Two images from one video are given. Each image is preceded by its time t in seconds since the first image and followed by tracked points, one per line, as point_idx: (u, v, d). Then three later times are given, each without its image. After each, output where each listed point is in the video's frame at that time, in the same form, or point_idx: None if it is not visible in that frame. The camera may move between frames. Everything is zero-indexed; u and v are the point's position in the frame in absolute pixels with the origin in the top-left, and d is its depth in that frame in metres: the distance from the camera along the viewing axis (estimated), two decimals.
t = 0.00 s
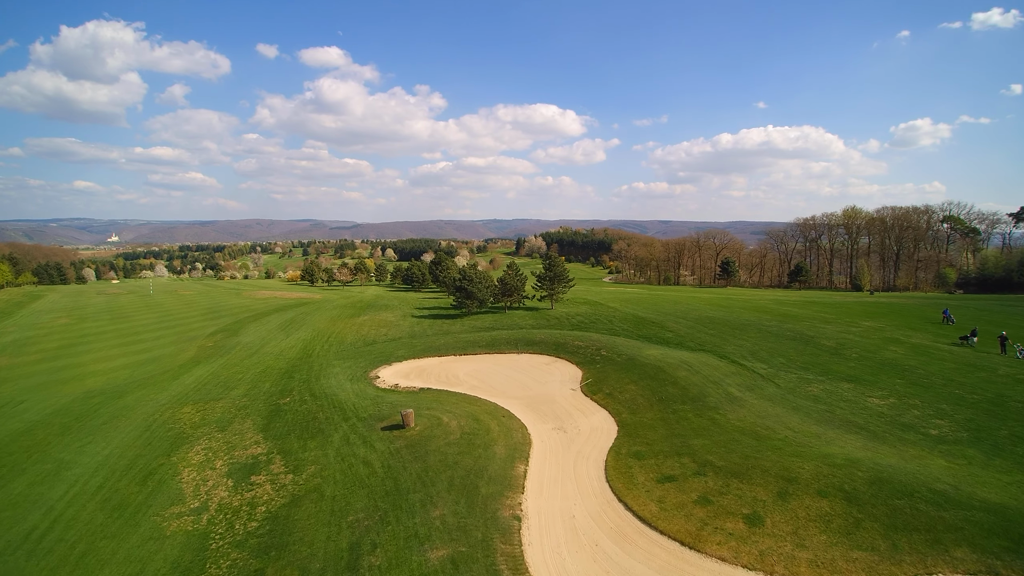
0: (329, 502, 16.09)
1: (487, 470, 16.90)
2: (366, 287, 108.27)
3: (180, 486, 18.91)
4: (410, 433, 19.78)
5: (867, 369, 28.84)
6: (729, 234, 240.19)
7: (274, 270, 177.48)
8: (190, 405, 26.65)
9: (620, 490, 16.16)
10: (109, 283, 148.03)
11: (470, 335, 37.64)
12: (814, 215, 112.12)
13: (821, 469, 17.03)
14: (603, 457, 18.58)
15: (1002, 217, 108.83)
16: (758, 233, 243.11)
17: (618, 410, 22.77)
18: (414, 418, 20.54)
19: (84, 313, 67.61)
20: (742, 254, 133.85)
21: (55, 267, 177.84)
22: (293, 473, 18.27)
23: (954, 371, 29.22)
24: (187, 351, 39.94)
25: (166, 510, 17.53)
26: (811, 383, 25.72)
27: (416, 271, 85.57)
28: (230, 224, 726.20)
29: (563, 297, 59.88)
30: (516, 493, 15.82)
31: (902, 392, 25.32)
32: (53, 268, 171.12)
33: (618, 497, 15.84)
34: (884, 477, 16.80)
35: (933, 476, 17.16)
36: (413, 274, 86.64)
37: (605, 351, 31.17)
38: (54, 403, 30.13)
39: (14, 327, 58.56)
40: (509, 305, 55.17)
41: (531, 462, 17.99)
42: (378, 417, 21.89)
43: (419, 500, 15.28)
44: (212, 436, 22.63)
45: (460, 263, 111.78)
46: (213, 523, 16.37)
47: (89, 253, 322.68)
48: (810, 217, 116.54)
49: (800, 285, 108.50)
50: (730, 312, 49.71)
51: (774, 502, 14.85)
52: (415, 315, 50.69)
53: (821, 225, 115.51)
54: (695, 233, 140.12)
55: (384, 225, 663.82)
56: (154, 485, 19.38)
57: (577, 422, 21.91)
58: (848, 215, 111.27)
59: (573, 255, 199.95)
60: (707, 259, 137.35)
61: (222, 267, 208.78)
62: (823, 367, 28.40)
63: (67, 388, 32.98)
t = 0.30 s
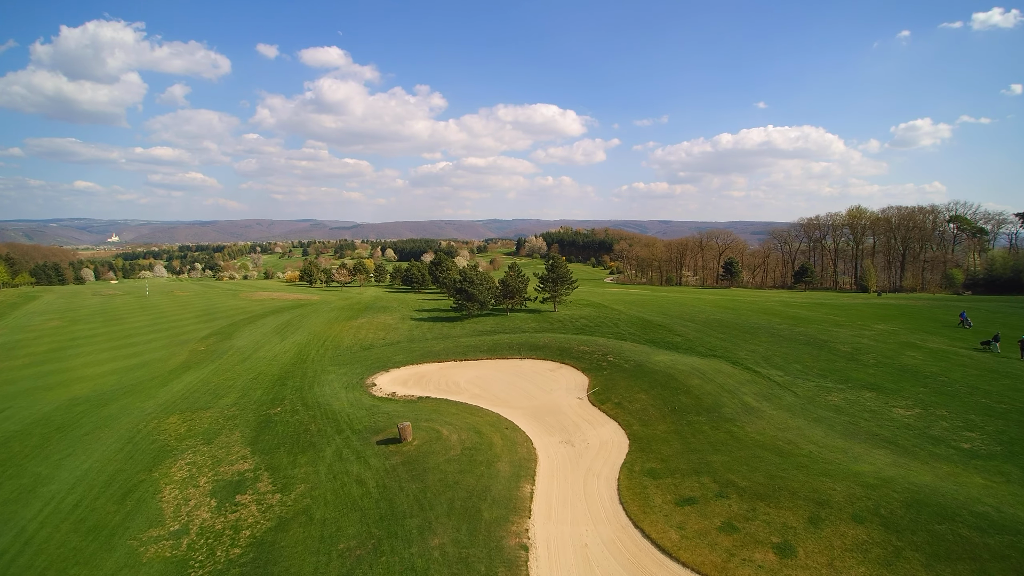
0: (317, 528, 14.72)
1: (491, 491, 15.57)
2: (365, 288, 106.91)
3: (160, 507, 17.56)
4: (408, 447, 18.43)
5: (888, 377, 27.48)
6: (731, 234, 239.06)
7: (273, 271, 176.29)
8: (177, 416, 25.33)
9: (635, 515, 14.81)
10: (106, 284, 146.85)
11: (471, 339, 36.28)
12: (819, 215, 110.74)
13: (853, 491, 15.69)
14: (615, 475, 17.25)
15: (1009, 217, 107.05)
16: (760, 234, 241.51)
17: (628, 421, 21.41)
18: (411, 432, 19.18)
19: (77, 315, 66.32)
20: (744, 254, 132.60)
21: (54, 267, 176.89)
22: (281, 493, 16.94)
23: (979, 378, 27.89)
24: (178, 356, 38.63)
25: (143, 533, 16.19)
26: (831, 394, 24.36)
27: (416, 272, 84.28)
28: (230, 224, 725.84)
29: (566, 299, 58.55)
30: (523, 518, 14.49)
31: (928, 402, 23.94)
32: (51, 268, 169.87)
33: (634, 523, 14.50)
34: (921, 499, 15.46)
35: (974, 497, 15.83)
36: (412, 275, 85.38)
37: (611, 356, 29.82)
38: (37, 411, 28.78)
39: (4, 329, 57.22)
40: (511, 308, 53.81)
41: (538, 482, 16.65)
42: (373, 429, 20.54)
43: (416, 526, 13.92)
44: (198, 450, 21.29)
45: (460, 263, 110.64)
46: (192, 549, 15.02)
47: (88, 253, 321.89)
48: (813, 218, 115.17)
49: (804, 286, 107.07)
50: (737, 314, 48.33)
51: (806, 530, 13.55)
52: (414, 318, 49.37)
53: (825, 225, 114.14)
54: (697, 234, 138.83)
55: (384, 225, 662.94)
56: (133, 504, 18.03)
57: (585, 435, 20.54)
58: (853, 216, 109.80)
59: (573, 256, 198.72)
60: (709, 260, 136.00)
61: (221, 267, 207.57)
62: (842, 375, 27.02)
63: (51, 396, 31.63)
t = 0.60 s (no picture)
0: (304, 556, 13.39)
1: (494, 515, 14.25)
2: (364, 289, 105.54)
3: (138, 529, 16.24)
4: (404, 464, 17.07)
5: (910, 385, 26.19)
6: (732, 234, 237.74)
7: (271, 271, 174.74)
8: (162, 426, 24.02)
9: (653, 543, 13.51)
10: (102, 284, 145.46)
11: (472, 343, 34.95)
12: (822, 215, 109.64)
13: (891, 516, 14.34)
14: (629, 495, 15.95)
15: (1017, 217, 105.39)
16: (761, 234, 240.26)
17: (640, 435, 20.06)
18: (408, 447, 17.80)
19: (69, 317, 64.94)
20: (747, 254, 131.36)
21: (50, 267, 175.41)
22: (267, 516, 15.61)
23: (1005, 385, 26.54)
24: (168, 360, 37.27)
25: (117, 559, 14.84)
26: (853, 404, 23.07)
27: (416, 273, 83.02)
28: (229, 224, 724.52)
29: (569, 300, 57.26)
30: (530, 547, 13.17)
31: (955, 412, 22.67)
32: (47, 268, 168.61)
33: (652, 552, 13.20)
34: (965, 524, 14.13)
35: (1022, 520, 14.49)
36: (411, 276, 84.15)
37: (619, 362, 28.46)
38: (16, 419, 27.41)
39: None
40: (512, 310, 52.49)
41: (545, 504, 15.33)
42: (368, 443, 19.18)
43: (412, 558, 12.57)
44: (182, 465, 19.96)
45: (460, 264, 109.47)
46: None
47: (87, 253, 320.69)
48: (817, 218, 114.02)
49: (808, 287, 105.84)
50: (745, 316, 46.98)
51: (844, 562, 12.24)
52: (413, 320, 48.05)
53: (829, 225, 113.01)
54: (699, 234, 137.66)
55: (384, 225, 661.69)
56: (108, 525, 16.69)
57: (594, 449, 19.20)
58: (857, 216, 108.60)
59: (574, 256, 197.40)
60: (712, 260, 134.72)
61: (219, 267, 206.16)
62: (862, 383, 25.75)
63: (33, 403, 30.27)
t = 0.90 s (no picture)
0: None
1: (499, 544, 12.89)
2: (362, 290, 104.18)
3: (110, 554, 14.85)
4: (400, 484, 15.71)
5: (935, 393, 24.85)
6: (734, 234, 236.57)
7: (270, 271, 173.16)
8: (145, 438, 22.65)
9: None
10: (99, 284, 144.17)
11: (473, 347, 33.57)
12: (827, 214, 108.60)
13: (935, 545, 12.98)
14: (645, 520, 14.60)
15: None
16: (763, 235, 238.66)
17: (653, 449, 18.70)
18: (404, 464, 16.42)
19: (61, 318, 63.57)
20: (750, 254, 130.11)
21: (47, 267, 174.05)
22: (250, 541, 14.24)
23: None
24: (157, 365, 35.90)
25: None
26: (878, 416, 21.73)
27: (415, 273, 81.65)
28: (229, 224, 723.37)
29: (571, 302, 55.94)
30: None
31: (987, 423, 21.30)
32: (45, 268, 167.46)
33: None
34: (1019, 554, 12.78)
35: None
36: (411, 276, 82.83)
37: (627, 368, 27.06)
38: None
39: None
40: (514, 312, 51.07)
41: (554, 530, 13.97)
42: (362, 458, 17.79)
43: None
44: (162, 482, 18.62)
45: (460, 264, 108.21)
46: None
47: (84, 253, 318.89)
48: (822, 217, 112.88)
49: (812, 287, 104.62)
50: (754, 319, 45.66)
51: None
52: (412, 323, 46.69)
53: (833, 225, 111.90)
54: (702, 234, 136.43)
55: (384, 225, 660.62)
56: (79, 550, 15.29)
57: (605, 465, 17.83)
58: (862, 215, 107.41)
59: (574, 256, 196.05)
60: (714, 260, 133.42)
61: (217, 267, 205.00)
62: (885, 393, 24.38)
63: (14, 410, 28.90)
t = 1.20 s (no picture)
0: None
1: None
2: (362, 291, 102.88)
3: None
4: (396, 507, 14.36)
5: (962, 402, 23.53)
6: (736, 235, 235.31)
7: (269, 271, 173.41)
8: (127, 451, 21.32)
9: None
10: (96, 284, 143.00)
11: (474, 352, 32.21)
12: (831, 214, 107.43)
13: None
14: (666, 550, 13.26)
15: None
16: (764, 236, 237.55)
17: (670, 467, 17.34)
18: (400, 484, 15.07)
19: (53, 320, 62.22)
20: (754, 255, 128.79)
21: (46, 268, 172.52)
22: (229, 572, 12.87)
23: None
24: (146, 370, 34.55)
25: None
26: (906, 430, 20.39)
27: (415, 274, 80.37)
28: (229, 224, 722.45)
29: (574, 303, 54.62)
30: None
31: None
32: (43, 269, 166.40)
33: None
34: None
35: None
36: (411, 277, 81.53)
37: (636, 375, 25.64)
38: None
39: None
40: (516, 315, 49.71)
41: (567, 562, 12.65)
42: (355, 477, 16.42)
43: None
44: (140, 501, 17.27)
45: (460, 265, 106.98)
46: None
47: (84, 253, 317.99)
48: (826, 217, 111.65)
49: (817, 288, 103.38)
50: (764, 322, 44.33)
51: None
52: (412, 326, 45.37)
53: (838, 225, 110.71)
54: (705, 234, 135.17)
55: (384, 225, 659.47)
56: None
57: (618, 485, 16.47)
58: (868, 215, 106.03)
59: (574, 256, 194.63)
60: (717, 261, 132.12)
61: (216, 267, 203.91)
62: (910, 404, 23.03)
63: None
